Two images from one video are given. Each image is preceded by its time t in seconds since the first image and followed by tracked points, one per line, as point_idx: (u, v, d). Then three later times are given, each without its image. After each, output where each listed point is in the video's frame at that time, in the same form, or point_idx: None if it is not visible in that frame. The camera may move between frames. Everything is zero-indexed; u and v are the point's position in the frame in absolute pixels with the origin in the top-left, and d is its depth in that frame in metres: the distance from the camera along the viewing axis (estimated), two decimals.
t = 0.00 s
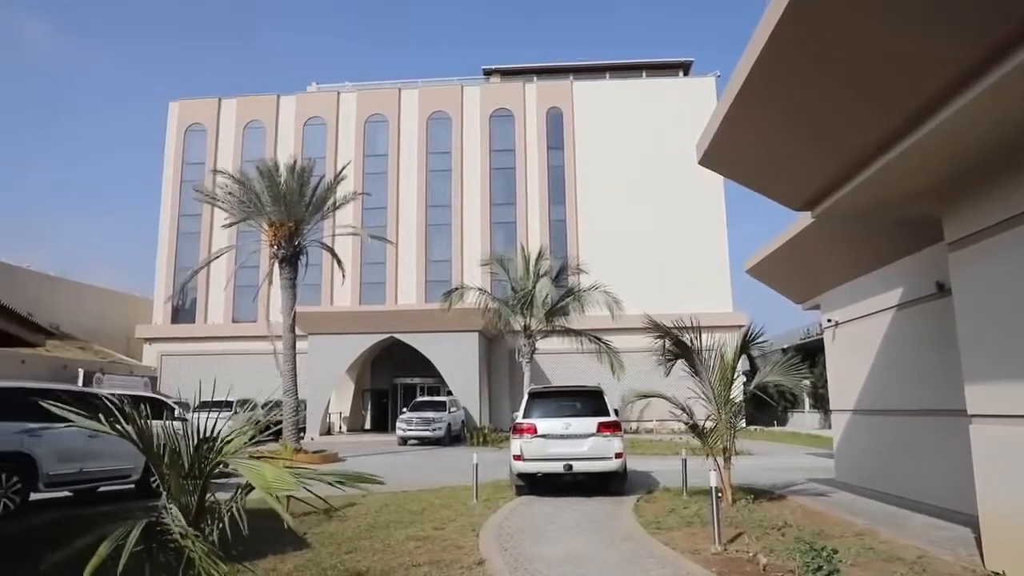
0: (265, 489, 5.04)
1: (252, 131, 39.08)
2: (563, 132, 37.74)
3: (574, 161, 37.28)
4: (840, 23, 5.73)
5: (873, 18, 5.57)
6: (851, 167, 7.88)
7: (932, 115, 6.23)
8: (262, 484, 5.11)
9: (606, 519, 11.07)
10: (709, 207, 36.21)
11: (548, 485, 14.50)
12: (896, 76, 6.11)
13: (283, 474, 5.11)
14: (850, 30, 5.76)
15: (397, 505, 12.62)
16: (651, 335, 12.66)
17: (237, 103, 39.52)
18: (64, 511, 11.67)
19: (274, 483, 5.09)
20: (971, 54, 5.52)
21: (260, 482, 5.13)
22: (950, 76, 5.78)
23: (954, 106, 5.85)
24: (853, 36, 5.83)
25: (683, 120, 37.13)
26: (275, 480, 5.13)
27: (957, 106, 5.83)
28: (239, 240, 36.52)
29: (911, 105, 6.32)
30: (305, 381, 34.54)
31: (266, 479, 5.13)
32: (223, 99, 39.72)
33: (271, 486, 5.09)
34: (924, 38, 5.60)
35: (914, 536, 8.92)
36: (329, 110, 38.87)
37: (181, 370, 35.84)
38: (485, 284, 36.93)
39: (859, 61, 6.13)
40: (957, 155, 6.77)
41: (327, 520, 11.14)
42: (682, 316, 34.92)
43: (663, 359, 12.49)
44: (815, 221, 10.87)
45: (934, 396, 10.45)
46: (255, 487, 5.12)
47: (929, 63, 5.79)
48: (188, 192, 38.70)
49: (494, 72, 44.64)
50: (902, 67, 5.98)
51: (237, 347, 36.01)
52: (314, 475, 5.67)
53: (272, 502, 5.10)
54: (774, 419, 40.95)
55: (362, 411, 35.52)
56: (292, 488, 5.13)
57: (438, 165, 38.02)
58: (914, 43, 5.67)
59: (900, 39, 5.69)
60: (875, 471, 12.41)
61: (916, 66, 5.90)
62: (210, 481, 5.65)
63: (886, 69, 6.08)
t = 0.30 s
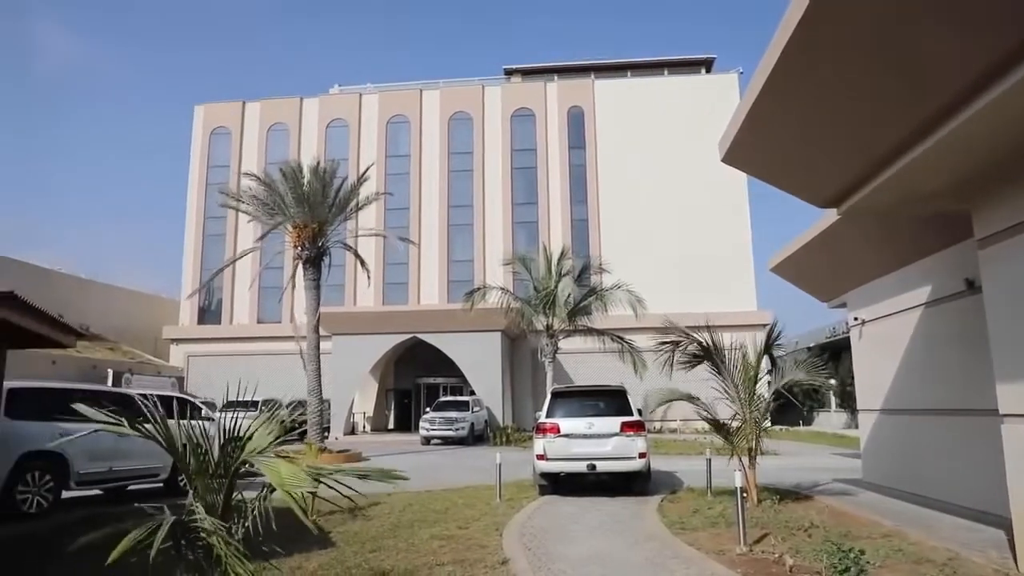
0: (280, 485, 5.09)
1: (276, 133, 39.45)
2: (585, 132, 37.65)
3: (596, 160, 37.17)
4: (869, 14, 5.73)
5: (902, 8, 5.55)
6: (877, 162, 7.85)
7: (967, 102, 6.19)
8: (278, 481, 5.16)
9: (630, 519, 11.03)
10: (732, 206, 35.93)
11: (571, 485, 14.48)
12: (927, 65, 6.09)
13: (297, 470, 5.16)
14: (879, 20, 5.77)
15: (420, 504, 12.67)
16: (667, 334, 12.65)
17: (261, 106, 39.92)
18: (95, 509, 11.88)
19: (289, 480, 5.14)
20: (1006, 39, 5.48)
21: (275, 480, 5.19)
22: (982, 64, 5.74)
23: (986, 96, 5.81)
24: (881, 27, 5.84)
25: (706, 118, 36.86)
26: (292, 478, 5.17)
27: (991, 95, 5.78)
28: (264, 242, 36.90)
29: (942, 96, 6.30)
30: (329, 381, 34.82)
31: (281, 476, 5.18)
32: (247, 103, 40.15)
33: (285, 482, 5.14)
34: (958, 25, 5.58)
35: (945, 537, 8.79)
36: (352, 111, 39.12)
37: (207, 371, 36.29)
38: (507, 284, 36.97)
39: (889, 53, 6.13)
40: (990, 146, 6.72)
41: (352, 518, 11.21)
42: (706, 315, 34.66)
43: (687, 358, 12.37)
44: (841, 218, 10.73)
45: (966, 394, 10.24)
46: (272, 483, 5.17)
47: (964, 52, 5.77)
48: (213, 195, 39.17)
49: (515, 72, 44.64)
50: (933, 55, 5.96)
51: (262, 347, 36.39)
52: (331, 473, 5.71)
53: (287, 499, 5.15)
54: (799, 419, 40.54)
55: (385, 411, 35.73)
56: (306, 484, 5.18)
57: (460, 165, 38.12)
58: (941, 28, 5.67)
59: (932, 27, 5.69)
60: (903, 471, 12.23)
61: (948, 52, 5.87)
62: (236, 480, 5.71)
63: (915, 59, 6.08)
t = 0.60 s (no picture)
0: (294, 490, 5.11)
1: (295, 135, 39.73)
2: (603, 131, 37.54)
3: (614, 159, 37.06)
4: (890, 10, 5.76)
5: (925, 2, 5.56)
6: (900, 160, 7.85)
7: (991, 98, 6.20)
8: (291, 486, 5.18)
9: (650, 519, 11.00)
10: (750, 206, 35.67)
11: (591, 485, 14.46)
12: (949, 60, 6.12)
13: (310, 474, 5.19)
14: (900, 16, 5.81)
15: (439, 504, 12.70)
16: (684, 334, 12.60)
17: (281, 109, 40.22)
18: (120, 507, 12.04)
19: (302, 484, 5.17)
20: None
21: (289, 483, 5.22)
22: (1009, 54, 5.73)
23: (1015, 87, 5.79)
24: (904, 24, 5.88)
25: (725, 115, 36.61)
26: (305, 483, 5.18)
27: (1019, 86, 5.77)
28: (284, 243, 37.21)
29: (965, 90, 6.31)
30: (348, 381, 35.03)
31: (294, 479, 5.21)
32: (266, 105, 40.47)
33: (299, 487, 5.16)
34: (981, 19, 5.59)
35: (970, 538, 8.68)
36: (370, 113, 39.31)
37: (229, 371, 36.65)
38: (525, 283, 36.98)
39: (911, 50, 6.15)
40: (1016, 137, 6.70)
41: (372, 518, 11.27)
42: (726, 313, 34.44)
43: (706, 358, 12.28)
44: (863, 215, 10.62)
45: (994, 395, 10.04)
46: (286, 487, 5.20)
47: (987, 46, 5.77)
48: (233, 197, 39.53)
49: (533, 71, 44.62)
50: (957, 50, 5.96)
51: (282, 347, 36.69)
52: (350, 473, 5.73)
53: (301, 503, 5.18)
54: (821, 418, 40.17)
55: (404, 410, 35.89)
56: (320, 488, 5.20)
57: (478, 165, 38.17)
58: (964, 22, 5.66)
59: (954, 21, 5.70)
60: (927, 472, 12.07)
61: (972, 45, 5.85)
62: (258, 478, 5.76)
63: (938, 55, 6.09)
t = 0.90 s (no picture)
0: (315, 488, 5.17)
1: (316, 137, 40.02)
2: (622, 129, 37.42)
3: (634, 158, 36.92)
4: (910, 10, 5.73)
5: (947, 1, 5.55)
6: (928, 153, 7.77)
7: (1017, 94, 6.17)
8: (312, 484, 5.24)
9: (672, 519, 10.96)
10: (771, 204, 35.36)
11: (612, 485, 14.44)
12: (972, 58, 6.09)
13: (330, 474, 5.24)
14: (918, 17, 5.79)
15: (460, 504, 12.73)
16: (706, 333, 12.53)
17: (301, 110, 40.54)
18: (147, 505, 12.21)
19: (322, 483, 5.22)
20: None
21: (310, 482, 5.28)
22: None
23: None
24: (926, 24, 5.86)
25: (745, 112, 36.31)
26: (326, 481, 5.24)
27: None
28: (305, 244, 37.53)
29: (989, 85, 6.28)
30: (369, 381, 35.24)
31: (315, 479, 5.27)
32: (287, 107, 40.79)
33: (319, 486, 5.23)
34: (1003, 18, 5.56)
35: (998, 541, 8.54)
36: (389, 114, 39.48)
37: (252, 371, 37.04)
38: (545, 282, 36.96)
39: (934, 47, 6.11)
40: None
41: (394, 517, 11.34)
42: (748, 312, 34.15)
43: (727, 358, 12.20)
44: (888, 213, 10.49)
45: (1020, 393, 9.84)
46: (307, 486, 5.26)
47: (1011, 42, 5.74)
48: (255, 199, 39.88)
49: (552, 70, 44.58)
50: (980, 44, 5.91)
51: (304, 347, 36.99)
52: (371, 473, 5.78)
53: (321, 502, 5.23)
54: (845, 418, 39.73)
55: (425, 410, 36.03)
56: (340, 487, 5.25)
57: (497, 165, 38.19)
58: (986, 18, 5.60)
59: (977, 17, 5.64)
60: (954, 473, 11.89)
61: (996, 39, 5.79)
62: (280, 478, 5.81)
63: (962, 50, 6.05)
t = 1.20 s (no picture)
0: (336, 485, 5.19)
1: (330, 138, 40.22)
2: (636, 128, 37.31)
3: (648, 157, 36.79)
4: (924, 11, 5.72)
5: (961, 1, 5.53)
6: (948, 150, 7.69)
7: None
8: (331, 482, 5.26)
9: (688, 519, 10.92)
10: (786, 202, 35.12)
11: (628, 484, 14.40)
12: (987, 58, 6.06)
13: (350, 472, 5.26)
14: (932, 18, 5.77)
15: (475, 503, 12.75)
16: (721, 332, 12.43)
17: (316, 112, 40.74)
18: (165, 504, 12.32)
19: (343, 481, 5.23)
20: None
21: (329, 479, 5.29)
22: None
23: None
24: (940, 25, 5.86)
25: (760, 110, 36.08)
26: (346, 477, 5.26)
27: None
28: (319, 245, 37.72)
29: (1005, 84, 6.25)
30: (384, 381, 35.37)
31: (335, 476, 5.28)
32: (302, 108, 40.99)
33: (339, 483, 5.24)
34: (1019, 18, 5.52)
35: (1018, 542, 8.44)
36: (403, 115, 39.60)
37: (268, 371, 37.28)
38: (559, 282, 36.92)
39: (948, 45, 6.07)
40: None
41: (409, 516, 11.37)
42: (764, 311, 33.92)
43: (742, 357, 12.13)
44: (906, 211, 10.40)
45: None
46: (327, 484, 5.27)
47: None
48: (271, 200, 40.11)
49: (565, 70, 44.54)
50: (998, 41, 5.84)
51: (320, 348, 37.17)
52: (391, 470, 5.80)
53: (342, 499, 5.25)
54: (863, 417, 39.38)
55: (440, 410, 36.10)
56: (361, 484, 5.27)
57: (511, 165, 38.19)
58: (1002, 17, 5.55)
59: (986, 16, 5.61)
60: (973, 473, 11.77)
61: (1014, 36, 5.72)
62: (297, 477, 5.82)
63: (976, 48, 6.00)
